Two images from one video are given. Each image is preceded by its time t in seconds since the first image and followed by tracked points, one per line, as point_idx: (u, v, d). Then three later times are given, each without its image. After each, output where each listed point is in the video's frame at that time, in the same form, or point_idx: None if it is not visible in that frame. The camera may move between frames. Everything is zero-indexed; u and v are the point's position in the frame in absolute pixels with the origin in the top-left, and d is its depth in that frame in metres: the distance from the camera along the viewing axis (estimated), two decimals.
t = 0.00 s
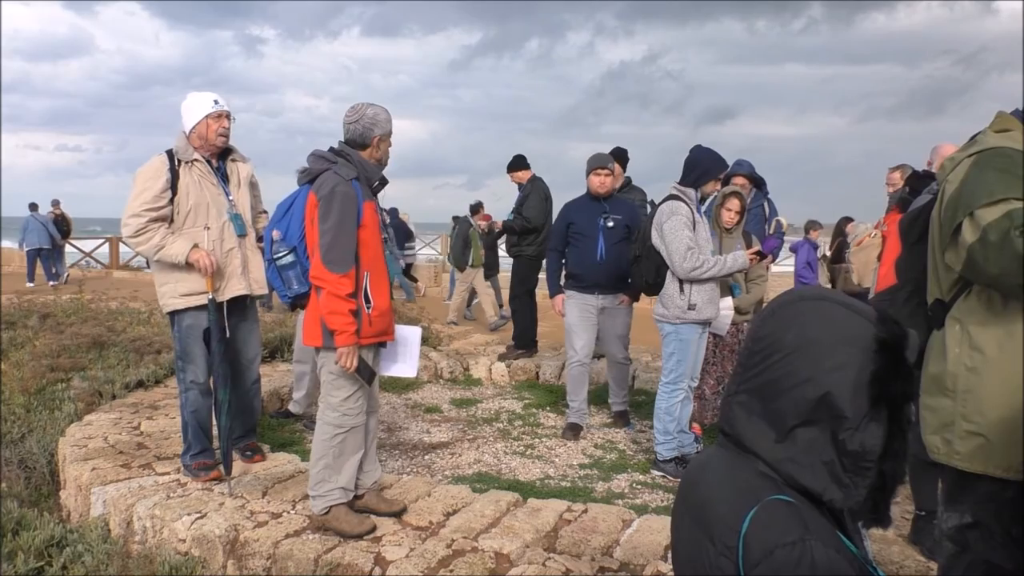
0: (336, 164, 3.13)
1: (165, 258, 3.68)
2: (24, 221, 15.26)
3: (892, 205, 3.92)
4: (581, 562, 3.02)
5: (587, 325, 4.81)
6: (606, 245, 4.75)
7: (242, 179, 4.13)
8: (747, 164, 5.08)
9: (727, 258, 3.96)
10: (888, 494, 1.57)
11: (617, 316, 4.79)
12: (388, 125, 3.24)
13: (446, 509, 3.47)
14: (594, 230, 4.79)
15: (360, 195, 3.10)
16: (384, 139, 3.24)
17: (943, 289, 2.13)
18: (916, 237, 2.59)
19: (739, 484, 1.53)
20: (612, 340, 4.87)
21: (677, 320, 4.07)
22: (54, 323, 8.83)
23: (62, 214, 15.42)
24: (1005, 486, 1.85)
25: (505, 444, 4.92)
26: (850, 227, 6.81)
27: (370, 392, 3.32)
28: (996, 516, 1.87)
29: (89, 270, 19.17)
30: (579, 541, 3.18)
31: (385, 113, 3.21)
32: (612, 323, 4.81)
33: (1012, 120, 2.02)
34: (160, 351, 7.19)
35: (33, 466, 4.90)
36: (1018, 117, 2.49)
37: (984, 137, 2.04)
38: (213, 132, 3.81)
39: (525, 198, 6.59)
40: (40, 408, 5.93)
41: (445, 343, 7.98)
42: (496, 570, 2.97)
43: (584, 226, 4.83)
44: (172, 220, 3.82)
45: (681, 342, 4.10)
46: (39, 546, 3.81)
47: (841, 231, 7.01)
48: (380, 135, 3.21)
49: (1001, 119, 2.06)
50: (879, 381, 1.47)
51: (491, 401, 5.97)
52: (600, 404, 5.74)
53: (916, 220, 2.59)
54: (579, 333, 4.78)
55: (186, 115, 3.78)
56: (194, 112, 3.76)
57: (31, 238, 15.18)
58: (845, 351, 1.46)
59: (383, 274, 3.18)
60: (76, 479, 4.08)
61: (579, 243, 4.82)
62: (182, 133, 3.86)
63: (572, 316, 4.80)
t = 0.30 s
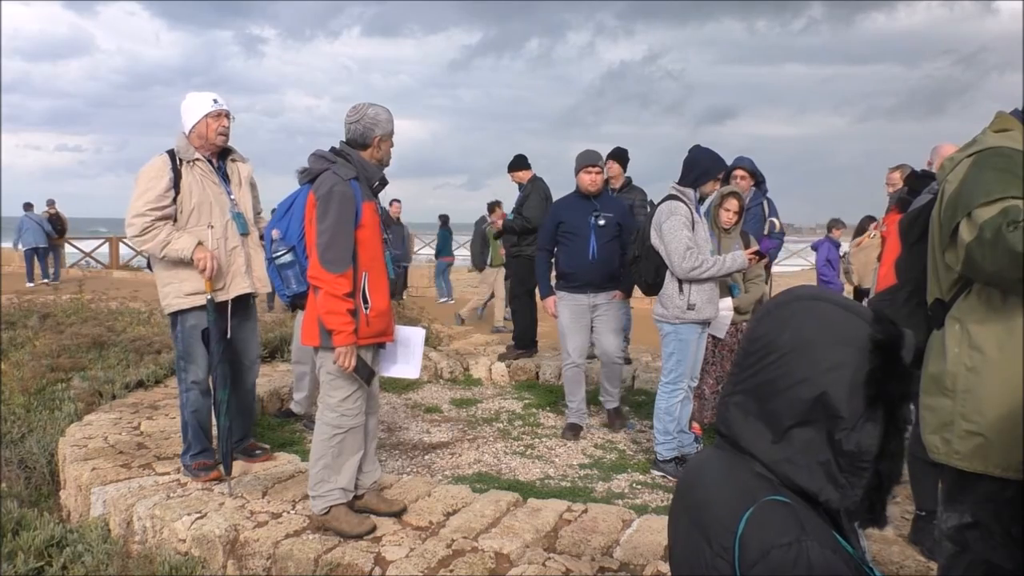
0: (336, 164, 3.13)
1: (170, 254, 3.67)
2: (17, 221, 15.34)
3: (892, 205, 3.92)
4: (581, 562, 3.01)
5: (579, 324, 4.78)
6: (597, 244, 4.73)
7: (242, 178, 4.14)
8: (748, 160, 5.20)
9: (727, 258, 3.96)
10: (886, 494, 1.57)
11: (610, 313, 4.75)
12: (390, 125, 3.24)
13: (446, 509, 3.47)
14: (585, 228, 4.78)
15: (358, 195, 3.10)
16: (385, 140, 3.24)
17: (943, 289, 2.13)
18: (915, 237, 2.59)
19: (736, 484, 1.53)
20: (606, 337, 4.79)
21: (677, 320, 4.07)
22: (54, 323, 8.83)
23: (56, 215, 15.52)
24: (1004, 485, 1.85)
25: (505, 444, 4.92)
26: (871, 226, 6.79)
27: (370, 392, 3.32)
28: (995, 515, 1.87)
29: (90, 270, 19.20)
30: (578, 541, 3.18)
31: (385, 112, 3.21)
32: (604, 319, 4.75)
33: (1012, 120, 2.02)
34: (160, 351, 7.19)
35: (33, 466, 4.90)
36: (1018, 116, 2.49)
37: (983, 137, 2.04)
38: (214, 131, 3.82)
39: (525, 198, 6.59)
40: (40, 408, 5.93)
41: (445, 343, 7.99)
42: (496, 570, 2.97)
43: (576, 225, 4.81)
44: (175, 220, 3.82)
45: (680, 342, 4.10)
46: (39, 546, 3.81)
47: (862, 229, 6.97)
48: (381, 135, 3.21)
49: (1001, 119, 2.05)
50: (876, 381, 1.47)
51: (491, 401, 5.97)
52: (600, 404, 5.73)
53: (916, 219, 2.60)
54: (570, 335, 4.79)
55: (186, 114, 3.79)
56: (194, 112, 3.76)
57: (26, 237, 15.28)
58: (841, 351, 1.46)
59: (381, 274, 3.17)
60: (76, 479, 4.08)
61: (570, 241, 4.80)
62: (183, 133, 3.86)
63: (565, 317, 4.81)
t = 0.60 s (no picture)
0: (336, 164, 3.13)
1: (177, 256, 3.65)
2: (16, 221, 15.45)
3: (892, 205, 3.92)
4: (581, 562, 3.01)
5: (579, 326, 4.78)
6: (597, 244, 4.73)
7: (252, 180, 4.16)
8: (748, 158, 5.25)
9: (727, 258, 3.96)
10: (883, 494, 1.56)
11: (610, 315, 4.74)
12: (391, 126, 3.24)
13: (446, 509, 3.47)
14: (584, 228, 4.77)
15: (357, 195, 3.10)
16: (387, 140, 3.23)
17: (942, 289, 2.13)
18: (915, 237, 2.61)
19: (732, 484, 1.54)
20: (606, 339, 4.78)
21: (677, 320, 4.07)
22: (54, 323, 8.82)
23: (50, 215, 15.63)
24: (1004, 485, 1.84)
25: (505, 444, 4.92)
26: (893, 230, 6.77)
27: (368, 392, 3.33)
28: (995, 515, 1.87)
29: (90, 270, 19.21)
30: (579, 541, 3.18)
31: (386, 112, 3.21)
32: (604, 320, 4.74)
33: (1013, 120, 2.02)
34: (160, 351, 7.19)
35: (33, 466, 4.90)
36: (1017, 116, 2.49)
37: (984, 137, 2.04)
38: (226, 132, 3.84)
39: (524, 198, 6.60)
40: (40, 408, 5.93)
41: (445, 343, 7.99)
42: (496, 570, 2.97)
43: (576, 225, 4.79)
44: (187, 219, 3.81)
45: (680, 342, 4.10)
46: (39, 546, 3.81)
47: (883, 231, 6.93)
48: (382, 136, 3.21)
49: (1002, 119, 2.05)
50: (871, 381, 1.46)
51: (491, 401, 5.97)
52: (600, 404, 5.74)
53: (916, 219, 2.61)
54: (570, 338, 4.78)
55: (196, 116, 3.82)
56: (202, 114, 3.79)
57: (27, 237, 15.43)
58: (836, 351, 1.47)
59: (379, 275, 3.17)
60: (77, 479, 4.08)
61: (570, 241, 4.79)
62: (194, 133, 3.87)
63: (565, 318, 4.81)
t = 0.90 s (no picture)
0: (335, 164, 3.13)
1: (176, 257, 3.64)
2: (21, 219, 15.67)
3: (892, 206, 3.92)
4: (581, 562, 3.01)
5: (587, 330, 4.68)
6: (608, 246, 4.58)
7: (261, 182, 4.17)
8: (748, 158, 5.26)
9: (727, 258, 3.97)
10: (881, 494, 1.56)
11: (618, 321, 4.64)
12: (391, 126, 3.24)
13: (446, 509, 3.47)
14: (596, 230, 4.62)
15: (357, 195, 3.10)
16: (387, 140, 3.23)
17: (943, 289, 2.14)
18: (916, 236, 2.62)
19: (731, 484, 1.53)
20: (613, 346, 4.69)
21: (677, 320, 4.07)
22: (54, 323, 8.83)
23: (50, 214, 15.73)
24: (1005, 486, 1.84)
25: (505, 444, 4.92)
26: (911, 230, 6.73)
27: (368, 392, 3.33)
28: (995, 515, 1.87)
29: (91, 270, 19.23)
30: (579, 541, 3.18)
31: (385, 112, 3.21)
32: (612, 328, 4.65)
33: (1014, 120, 2.02)
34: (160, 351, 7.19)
35: (33, 466, 4.90)
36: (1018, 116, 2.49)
37: (986, 137, 2.04)
38: (236, 134, 3.84)
39: (524, 198, 6.59)
40: (40, 408, 5.93)
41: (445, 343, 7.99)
42: (496, 570, 2.97)
43: (588, 226, 4.65)
44: (193, 218, 3.82)
45: (680, 342, 4.10)
46: (39, 546, 3.81)
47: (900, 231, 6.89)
48: (382, 136, 3.21)
49: (1004, 119, 2.05)
50: (870, 381, 1.46)
51: (491, 401, 5.97)
52: (601, 404, 5.74)
53: (915, 220, 2.62)
54: (576, 340, 4.69)
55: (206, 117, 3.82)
56: (212, 115, 3.79)
57: (30, 237, 15.60)
58: (835, 351, 1.46)
59: (379, 275, 3.17)
60: (76, 479, 4.08)
61: (579, 243, 4.67)
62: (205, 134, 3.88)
63: (572, 321, 4.71)
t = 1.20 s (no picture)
0: (336, 164, 3.13)
1: (170, 260, 3.62)
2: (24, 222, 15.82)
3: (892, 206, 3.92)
4: (581, 562, 3.01)
5: (601, 330, 4.57)
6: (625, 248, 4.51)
7: (263, 182, 4.17)
8: (748, 158, 5.27)
9: (726, 258, 3.97)
10: (881, 493, 1.56)
11: (633, 325, 4.57)
12: (393, 126, 3.24)
13: (446, 509, 3.47)
14: (614, 232, 4.54)
15: (358, 195, 3.09)
16: (388, 141, 3.24)
17: (945, 289, 2.14)
18: (917, 237, 2.62)
19: (731, 484, 1.53)
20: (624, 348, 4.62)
21: (676, 320, 4.06)
22: (54, 323, 8.83)
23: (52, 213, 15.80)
24: (1006, 486, 1.84)
25: (505, 444, 4.92)
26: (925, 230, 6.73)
27: (368, 393, 3.33)
28: (996, 515, 1.87)
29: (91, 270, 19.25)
30: (578, 541, 3.18)
31: (388, 112, 3.22)
32: (626, 330, 4.58)
33: (1016, 120, 2.02)
34: (160, 351, 7.19)
35: (33, 466, 4.91)
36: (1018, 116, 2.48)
37: (988, 137, 2.03)
38: (240, 135, 3.85)
39: (522, 198, 6.59)
40: (40, 408, 5.94)
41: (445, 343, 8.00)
42: (496, 570, 2.97)
43: (605, 227, 4.56)
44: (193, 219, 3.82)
45: (679, 342, 4.10)
46: (39, 546, 3.81)
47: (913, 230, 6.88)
48: (384, 136, 3.21)
49: (1006, 118, 2.05)
50: (870, 381, 1.46)
51: (491, 401, 5.97)
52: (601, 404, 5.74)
53: (916, 221, 2.62)
54: (591, 340, 4.56)
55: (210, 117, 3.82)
56: (216, 116, 3.79)
57: (30, 237, 15.69)
58: (834, 351, 1.46)
59: (379, 275, 3.16)
60: (76, 479, 4.08)
61: (596, 246, 4.57)
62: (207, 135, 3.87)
63: (586, 320, 4.57)
